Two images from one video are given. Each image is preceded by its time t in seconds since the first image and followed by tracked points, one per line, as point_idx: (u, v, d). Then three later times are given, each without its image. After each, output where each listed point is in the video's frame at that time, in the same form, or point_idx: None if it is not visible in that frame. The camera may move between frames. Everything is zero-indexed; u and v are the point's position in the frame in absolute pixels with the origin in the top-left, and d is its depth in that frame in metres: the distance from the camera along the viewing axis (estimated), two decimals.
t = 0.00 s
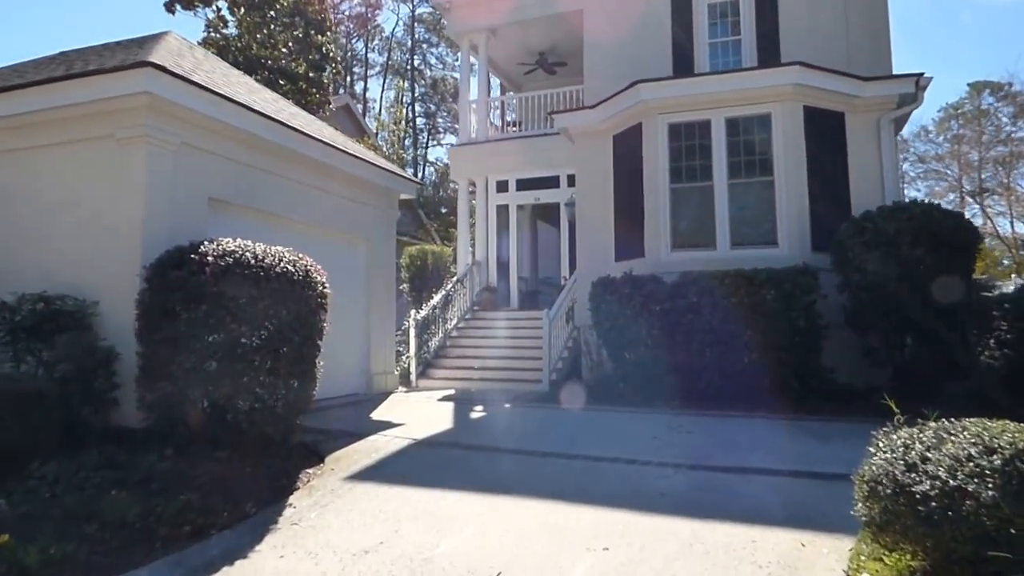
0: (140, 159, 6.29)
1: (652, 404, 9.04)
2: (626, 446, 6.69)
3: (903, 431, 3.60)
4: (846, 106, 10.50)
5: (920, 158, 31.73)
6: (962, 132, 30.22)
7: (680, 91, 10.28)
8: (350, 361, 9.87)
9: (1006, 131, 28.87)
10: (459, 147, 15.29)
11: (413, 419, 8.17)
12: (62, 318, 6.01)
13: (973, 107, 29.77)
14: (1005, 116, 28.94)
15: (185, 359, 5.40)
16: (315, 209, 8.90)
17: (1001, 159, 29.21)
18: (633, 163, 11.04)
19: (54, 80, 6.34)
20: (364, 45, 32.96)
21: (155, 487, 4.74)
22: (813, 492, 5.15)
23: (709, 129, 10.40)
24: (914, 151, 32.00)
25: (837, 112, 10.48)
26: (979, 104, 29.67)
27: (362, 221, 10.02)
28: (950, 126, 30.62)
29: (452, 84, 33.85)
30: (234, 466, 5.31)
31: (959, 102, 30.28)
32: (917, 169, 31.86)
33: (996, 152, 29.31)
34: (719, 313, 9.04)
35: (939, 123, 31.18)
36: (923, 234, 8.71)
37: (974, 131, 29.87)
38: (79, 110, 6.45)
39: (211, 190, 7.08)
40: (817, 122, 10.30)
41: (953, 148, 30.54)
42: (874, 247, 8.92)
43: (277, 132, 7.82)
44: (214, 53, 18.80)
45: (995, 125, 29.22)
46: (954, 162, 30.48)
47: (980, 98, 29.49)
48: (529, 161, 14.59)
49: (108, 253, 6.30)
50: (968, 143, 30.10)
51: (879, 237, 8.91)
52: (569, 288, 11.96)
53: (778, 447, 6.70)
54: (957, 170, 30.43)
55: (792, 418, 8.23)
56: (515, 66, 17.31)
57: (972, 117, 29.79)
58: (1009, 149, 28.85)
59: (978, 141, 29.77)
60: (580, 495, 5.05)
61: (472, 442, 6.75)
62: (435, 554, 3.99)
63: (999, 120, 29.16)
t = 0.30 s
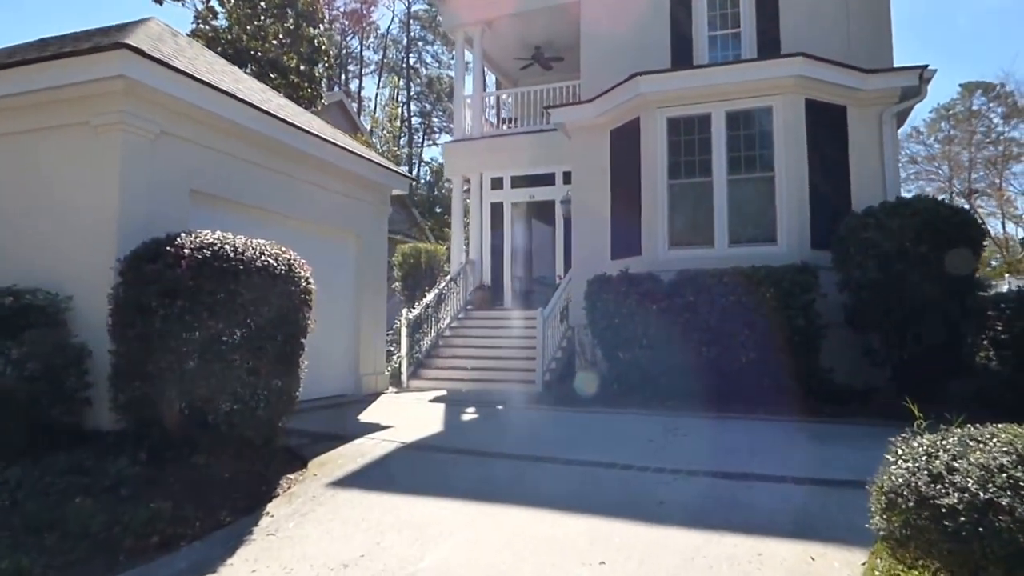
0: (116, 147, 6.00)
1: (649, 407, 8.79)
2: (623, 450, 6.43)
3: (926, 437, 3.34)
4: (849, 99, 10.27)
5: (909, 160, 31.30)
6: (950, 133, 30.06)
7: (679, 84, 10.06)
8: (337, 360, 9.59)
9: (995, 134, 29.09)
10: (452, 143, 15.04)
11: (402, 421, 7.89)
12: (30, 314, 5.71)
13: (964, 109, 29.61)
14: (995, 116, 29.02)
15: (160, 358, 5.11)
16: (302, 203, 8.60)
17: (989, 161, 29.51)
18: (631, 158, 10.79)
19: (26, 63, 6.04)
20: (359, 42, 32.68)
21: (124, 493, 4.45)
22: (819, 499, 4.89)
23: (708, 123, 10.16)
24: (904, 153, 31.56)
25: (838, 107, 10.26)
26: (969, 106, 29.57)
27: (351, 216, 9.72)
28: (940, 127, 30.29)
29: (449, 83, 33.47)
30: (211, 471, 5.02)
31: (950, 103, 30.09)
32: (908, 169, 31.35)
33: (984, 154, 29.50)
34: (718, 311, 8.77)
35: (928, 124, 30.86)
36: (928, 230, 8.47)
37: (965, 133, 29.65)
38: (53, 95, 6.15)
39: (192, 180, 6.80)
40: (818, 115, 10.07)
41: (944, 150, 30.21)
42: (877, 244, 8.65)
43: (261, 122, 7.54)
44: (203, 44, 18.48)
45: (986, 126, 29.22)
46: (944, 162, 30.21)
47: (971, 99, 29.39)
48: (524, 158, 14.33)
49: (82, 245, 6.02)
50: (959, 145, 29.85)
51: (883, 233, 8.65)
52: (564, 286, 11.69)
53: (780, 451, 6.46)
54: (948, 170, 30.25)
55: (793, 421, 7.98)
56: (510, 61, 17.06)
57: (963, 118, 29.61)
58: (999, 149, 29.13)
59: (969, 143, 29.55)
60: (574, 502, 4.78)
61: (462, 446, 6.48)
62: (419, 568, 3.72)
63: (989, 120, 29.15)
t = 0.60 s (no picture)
0: (85, 138, 5.69)
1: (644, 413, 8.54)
2: (617, 458, 6.16)
3: (950, 455, 3.09)
4: (853, 99, 10.05)
5: (906, 164, 31.39)
6: (949, 138, 30.20)
7: (679, 81, 9.81)
8: (322, 363, 9.28)
9: (993, 138, 29.00)
10: (445, 141, 14.77)
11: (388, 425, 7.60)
12: None
13: (963, 112, 29.86)
14: (994, 121, 29.03)
15: (128, 360, 4.80)
16: (286, 200, 8.29)
17: (987, 166, 29.18)
18: (627, 157, 10.53)
19: None
20: (352, 42, 31.94)
21: (86, 504, 4.15)
22: (824, 513, 4.64)
23: (708, 121, 9.91)
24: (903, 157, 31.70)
25: (843, 104, 10.02)
26: (967, 111, 29.84)
27: (338, 214, 9.41)
28: (937, 130, 30.60)
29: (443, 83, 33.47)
30: (182, 479, 4.73)
31: (949, 107, 30.49)
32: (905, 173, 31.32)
33: (982, 158, 29.27)
34: (717, 314, 8.51)
35: (927, 128, 31.19)
36: (934, 232, 8.22)
37: (962, 137, 29.79)
38: (19, 83, 5.84)
39: (168, 174, 6.49)
40: (822, 113, 9.83)
41: (941, 154, 30.38)
42: (881, 246, 8.39)
43: (241, 114, 7.23)
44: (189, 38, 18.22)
45: (984, 131, 29.27)
46: (943, 168, 30.34)
47: (969, 103, 29.68)
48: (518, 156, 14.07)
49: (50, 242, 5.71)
50: (955, 149, 30.01)
51: (888, 235, 8.37)
52: (556, 287, 11.43)
53: (780, 460, 6.21)
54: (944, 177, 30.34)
55: (793, 427, 7.74)
56: (505, 58, 16.80)
57: (962, 122, 29.77)
58: (995, 155, 28.91)
59: (966, 148, 29.67)
60: (567, 516, 4.50)
61: (450, 453, 6.20)
62: None
63: (987, 125, 29.24)
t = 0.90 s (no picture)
0: (49, 127, 5.46)
1: (641, 420, 8.30)
2: (612, 469, 5.94)
3: (968, 474, 2.85)
4: (853, 100, 9.86)
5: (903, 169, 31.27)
6: (941, 143, 30.07)
7: (678, 80, 9.59)
8: (309, 367, 9.07)
9: (984, 142, 29.28)
10: (441, 141, 14.53)
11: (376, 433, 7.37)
12: None
13: (953, 119, 29.76)
14: (984, 126, 29.30)
15: (94, 365, 4.57)
16: (263, 196, 8.12)
17: (978, 170, 29.55)
18: (625, 158, 10.33)
19: None
20: (350, 40, 31.99)
21: (43, 521, 3.91)
22: (828, 529, 4.41)
23: (707, 121, 9.70)
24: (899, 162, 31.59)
25: (842, 106, 9.81)
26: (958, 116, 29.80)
27: (319, 210, 9.23)
28: (929, 135, 30.29)
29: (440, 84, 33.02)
30: (154, 491, 4.50)
31: (939, 111, 30.33)
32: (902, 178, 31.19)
33: (974, 162, 29.49)
34: (716, 319, 8.28)
35: (919, 133, 30.97)
36: (936, 236, 7.78)
37: (954, 142, 29.70)
38: None
39: (139, 167, 6.29)
40: (822, 114, 9.62)
41: (934, 158, 30.10)
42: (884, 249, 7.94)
43: (213, 104, 7.04)
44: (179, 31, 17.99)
45: (976, 136, 29.43)
46: (933, 171, 30.16)
47: (961, 109, 29.68)
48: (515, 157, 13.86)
49: (14, 239, 5.48)
50: (948, 154, 29.82)
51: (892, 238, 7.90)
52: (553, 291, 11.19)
53: (781, 470, 5.98)
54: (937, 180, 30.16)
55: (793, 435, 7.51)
56: (502, 57, 16.59)
57: (953, 127, 29.73)
58: (986, 160, 29.30)
59: (957, 152, 29.65)
60: (556, 533, 4.27)
61: (438, 462, 5.97)
62: None
63: (977, 130, 29.44)
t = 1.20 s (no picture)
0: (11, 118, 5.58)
1: (638, 425, 8.11)
2: (606, 479, 5.74)
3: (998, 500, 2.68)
4: (853, 102, 9.60)
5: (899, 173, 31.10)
6: (934, 147, 29.59)
7: (675, 80, 9.40)
8: (296, 368, 9.24)
9: (976, 147, 29.28)
10: (435, 138, 14.30)
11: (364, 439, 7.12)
12: None
13: (946, 124, 29.53)
14: (975, 133, 29.32)
15: (53, 372, 4.55)
16: (236, 187, 8.27)
17: (971, 175, 29.51)
18: (622, 158, 10.17)
19: None
20: (348, 38, 31.78)
21: None
22: (831, 545, 4.21)
23: (707, 122, 9.51)
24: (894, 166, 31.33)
25: (842, 108, 9.58)
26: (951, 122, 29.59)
27: (296, 203, 9.37)
28: (923, 140, 29.91)
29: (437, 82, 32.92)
30: (119, 508, 4.52)
31: (933, 116, 30.00)
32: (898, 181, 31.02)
33: (967, 166, 29.49)
34: (716, 324, 8.07)
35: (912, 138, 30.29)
36: (938, 241, 7.52)
37: (946, 146, 29.46)
38: None
39: (105, 161, 6.47)
40: (823, 116, 9.40)
41: (928, 162, 29.72)
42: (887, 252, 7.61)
43: (181, 94, 7.19)
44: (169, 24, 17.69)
45: (968, 142, 29.39)
46: (926, 176, 29.61)
47: (953, 115, 29.44)
48: (511, 156, 13.65)
49: None
50: (940, 159, 29.53)
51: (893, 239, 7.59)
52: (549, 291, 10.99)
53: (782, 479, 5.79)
54: (928, 185, 29.59)
55: (793, 441, 7.32)
56: (498, 54, 16.37)
57: (945, 133, 29.42)
58: (978, 165, 29.39)
59: (948, 157, 29.34)
60: (541, 552, 4.05)
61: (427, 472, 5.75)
62: None
63: (969, 136, 29.41)
